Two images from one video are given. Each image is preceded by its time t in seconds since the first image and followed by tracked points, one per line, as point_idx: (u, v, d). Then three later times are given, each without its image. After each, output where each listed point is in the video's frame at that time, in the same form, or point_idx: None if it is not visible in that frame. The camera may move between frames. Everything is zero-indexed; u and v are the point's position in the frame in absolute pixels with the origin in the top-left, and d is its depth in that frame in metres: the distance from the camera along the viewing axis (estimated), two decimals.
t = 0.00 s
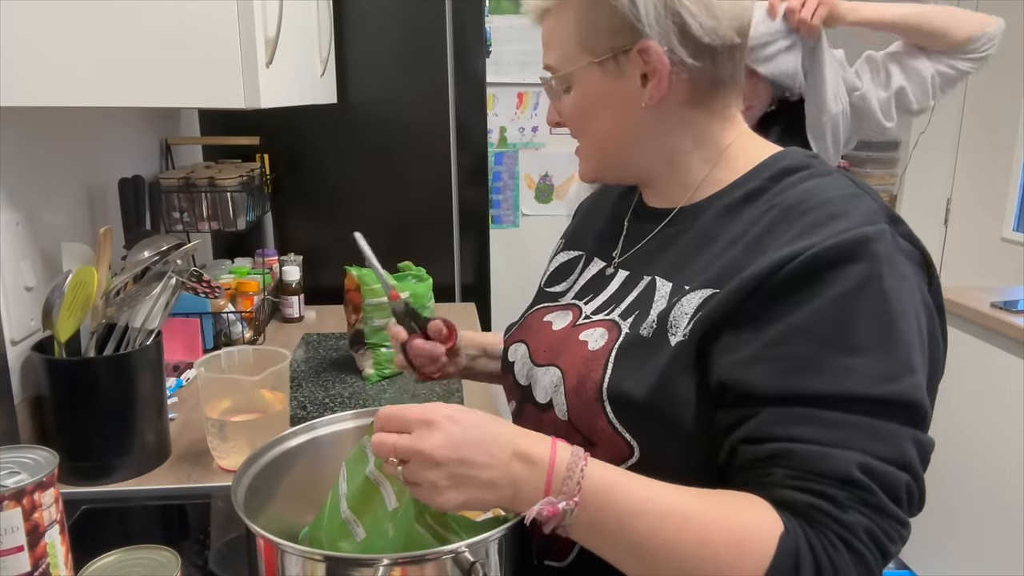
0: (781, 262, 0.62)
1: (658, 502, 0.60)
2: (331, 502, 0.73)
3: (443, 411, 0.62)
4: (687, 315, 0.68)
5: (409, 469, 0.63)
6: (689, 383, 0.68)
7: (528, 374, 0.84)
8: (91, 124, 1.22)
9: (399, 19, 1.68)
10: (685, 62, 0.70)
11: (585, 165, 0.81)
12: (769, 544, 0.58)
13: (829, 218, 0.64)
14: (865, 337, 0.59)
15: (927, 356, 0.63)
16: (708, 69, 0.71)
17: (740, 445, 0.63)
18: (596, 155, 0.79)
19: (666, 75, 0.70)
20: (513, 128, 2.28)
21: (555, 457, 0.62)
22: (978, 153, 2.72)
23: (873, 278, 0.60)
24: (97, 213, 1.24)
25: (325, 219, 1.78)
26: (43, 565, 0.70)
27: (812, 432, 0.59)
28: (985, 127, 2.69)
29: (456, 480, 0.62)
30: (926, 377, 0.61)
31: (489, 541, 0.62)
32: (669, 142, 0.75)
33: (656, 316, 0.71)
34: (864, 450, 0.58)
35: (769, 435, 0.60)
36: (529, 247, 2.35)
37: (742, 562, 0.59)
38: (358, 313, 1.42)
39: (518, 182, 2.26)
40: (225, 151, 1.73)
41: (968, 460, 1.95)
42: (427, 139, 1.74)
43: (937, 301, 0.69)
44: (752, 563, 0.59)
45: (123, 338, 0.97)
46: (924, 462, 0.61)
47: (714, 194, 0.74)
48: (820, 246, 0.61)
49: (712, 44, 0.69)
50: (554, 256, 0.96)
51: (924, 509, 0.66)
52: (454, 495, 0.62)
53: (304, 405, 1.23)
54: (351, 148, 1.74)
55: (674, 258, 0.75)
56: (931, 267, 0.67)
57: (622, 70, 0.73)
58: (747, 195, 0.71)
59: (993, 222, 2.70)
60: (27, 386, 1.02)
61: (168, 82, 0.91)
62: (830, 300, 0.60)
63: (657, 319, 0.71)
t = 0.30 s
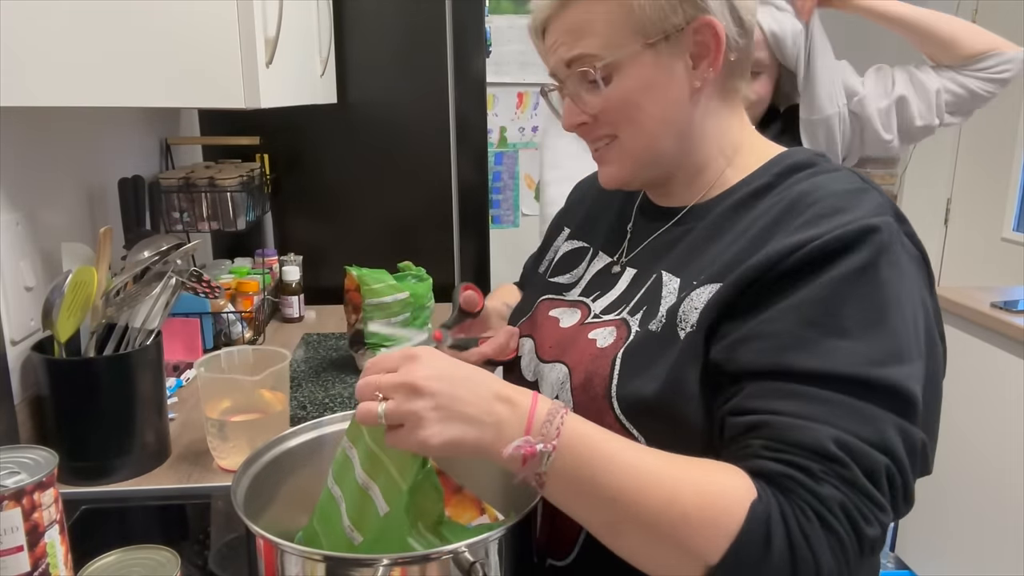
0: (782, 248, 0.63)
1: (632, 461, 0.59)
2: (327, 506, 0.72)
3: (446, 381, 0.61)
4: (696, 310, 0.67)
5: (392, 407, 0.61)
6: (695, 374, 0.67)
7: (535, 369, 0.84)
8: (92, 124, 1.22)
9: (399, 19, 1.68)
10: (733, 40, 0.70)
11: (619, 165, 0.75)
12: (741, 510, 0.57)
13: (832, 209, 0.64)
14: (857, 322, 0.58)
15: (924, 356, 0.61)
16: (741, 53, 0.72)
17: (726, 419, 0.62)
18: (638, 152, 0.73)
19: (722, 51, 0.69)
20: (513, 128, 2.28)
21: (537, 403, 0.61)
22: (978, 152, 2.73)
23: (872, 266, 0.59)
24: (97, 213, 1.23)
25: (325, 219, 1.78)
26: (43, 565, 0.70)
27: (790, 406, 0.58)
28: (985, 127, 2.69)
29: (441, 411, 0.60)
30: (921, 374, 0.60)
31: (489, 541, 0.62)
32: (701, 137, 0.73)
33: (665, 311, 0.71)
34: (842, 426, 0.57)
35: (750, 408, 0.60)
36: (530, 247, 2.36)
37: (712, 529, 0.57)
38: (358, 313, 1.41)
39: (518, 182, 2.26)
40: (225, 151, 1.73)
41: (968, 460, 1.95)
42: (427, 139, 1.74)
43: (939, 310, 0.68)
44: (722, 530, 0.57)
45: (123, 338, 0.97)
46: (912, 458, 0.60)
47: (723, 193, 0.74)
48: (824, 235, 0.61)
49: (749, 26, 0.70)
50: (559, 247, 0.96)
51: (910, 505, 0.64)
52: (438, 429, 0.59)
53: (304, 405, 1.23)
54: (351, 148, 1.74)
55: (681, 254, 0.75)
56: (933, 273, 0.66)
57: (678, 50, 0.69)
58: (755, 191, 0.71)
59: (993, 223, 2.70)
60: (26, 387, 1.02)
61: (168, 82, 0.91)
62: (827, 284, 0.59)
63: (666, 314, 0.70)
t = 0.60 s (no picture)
0: (777, 250, 0.63)
1: (636, 458, 0.59)
2: (327, 503, 0.72)
3: (449, 378, 0.60)
4: (695, 310, 0.67)
5: (404, 393, 0.61)
6: (693, 374, 0.67)
7: (534, 369, 0.84)
8: (91, 125, 1.22)
9: (399, 19, 1.68)
10: (732, 41, 0.69)
11: (617, 167, 0.75)
12: (738, 510, 0.57)
13: (828, 211, 0.64)
14: (850, 325, 0.58)
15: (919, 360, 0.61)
16: (741, 53, 0.71)
17: (722, 418, 0.62)
18: (636, 155, 0.73)
19: (721, 51, 0.69)
20: (513, 128, 2.29)
21: (545, 397, 0.61)
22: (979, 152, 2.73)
23: (866, 269, 0.59)
24: (97, 213, 1.24)
25: (325, 219, 1.78)
26: (43, 565, 0.70)
27: (784, 409, 0.58)
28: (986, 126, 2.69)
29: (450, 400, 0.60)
30: (916, 377, 0.60)
31: (489, 542, 0.62)
32: (701, 139, 0.74)
33: (664, 311, 0.71)
34: (834, 430, 0.57)
35: (743, 410, 0.60)
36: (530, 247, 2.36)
37: (709, 529, 0.57)
38: (358, 313, 1.41)
39: (518, 182, 2.27)
40: (226, 151, 1.73)
41: (967, 459, 1.95)
42: (427, 139, 1.74)
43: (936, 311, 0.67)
44: (719, 530, 0.57)
45: (123, 338, 0.97)
46: (904, 461, 0.60)
47: (720, 193, 0.74)
48: (819, 236, 0.61)
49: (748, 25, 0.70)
50: (558, 244, 0.95)
51: (903, 505, 0.64)
52: (450, 415, 0.59)
53: (304, 405, 1.23)
54: (351, 148, 1.74)
55: (678, 253, 0.75)
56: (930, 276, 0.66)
57: (675, 53, 0.68)
58: (751, 191, 0.71)
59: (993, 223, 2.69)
60: (26, 386, 1.02)
61: (167, 81, 0.91)
62: (821, 286, 0.59)
63: (664, 315, 0.70)
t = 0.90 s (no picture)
0: (782, 256, 0.62)
1: (658, 475, 0.58)
2: (332, 509, 0.72)
3: (463, 401, 0.60)
4: (690, 312, 0.68)
5: (417, 418, 0.62)
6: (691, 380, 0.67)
7: (529, 368, 0.84)
8: (91, 124, 1.22)
9: (399, 19, 1.68)
10: (697, 53, 0.68)
11: (598, 168, 0.77)
12: (772, 523, 0.57)
13: (829, 211, 0.64)
14: (864, 331, 0.58)
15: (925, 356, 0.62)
16: (717, 59, 0.70)
17: (740, 430, 0.61)
18: (611, 159, 0.75)
19: (680, 66, 0.68)
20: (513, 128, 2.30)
21: (566, 416, 0.61)
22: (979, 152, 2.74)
23: (874, 272, 0.59)
24: (97, 213, 1.24)
25: (325, 219, 1.78)
26: (43, 565, 0.70)
27: (810, 418, 0.57)
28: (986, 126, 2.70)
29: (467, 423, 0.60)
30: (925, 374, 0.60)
31: (489, 542, 0.62)
32: (681, 141, 0.73)
33: (660, 312, 0.71)
34: (862, 437, 0.57)
35: (765, 422, 0.59)
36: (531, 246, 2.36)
37: (741, 545, 0.57)
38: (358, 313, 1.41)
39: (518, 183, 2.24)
40: (226, 151, 1.73)
41: (968, 458, 1.95)
42: (427, 139, 1.74)
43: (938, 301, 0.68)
44: (752, 546, 0.57)
45: (123, 338, 0.97)
46: (924, 457, 0.60)
47: (716, 190, 0.74)
48: (821, 238, 0.61)
49: (720, 34, 0.68)
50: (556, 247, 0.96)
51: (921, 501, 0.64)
52: (468, 439, 0.59)
53: (304, 405, 1.23)
54: (351, 148, 1.74)
55: (675, 252, 0.75)
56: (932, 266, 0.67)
57: (634, 67, 0.70)
58: (746, 191, 0.71)
59: (994, 223, 2.69)
60: (27, 386, 1.02)
61: (167, 81, 0.91)
62: (830, 292, 0.59)
63: (660, 316, 0.71)
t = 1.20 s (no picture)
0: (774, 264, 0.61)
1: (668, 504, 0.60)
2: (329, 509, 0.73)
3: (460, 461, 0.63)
4: (669, 304, 0.69)
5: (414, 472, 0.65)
6: (660, 370, 0.69)
7: (529, 357, 0.84)
8: (91, 123, 1.22)
9: (399, 19, 1.68)
10: (676, 58, 0.67)
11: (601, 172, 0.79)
12: (783, 545, 0.58)
13: (821, 214, 0.63)
14: (861, 338, 0.58)
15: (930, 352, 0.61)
16: (704, 61, 0.68)
17: (747, 446, 0.61)
18: (610, 161, 0.77)
19: (660, 73, 0.68)
20: (513, 128, 2.32)
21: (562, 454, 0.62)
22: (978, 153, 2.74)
23: (866, 276, 0.58)
24: (97, 212, 1.23)
25: (325, 219, 1.78)
26: (43, 565, 0.70)
27: (819, 432, 0.57)
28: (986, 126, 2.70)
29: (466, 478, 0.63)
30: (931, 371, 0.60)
31: (489, 542, 0.62)
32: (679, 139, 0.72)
33: (642, 303, 0.72)
34: (871, 446, 0.57)
35: (769, 437, 0.59)
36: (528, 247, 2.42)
37: (753, 565, 0.58)
38: (358, 313, 1.41)
39: (518, 182, 2.35)
40: (225, 151, 1.73)
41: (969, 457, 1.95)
42: (427, 138, 1.74)
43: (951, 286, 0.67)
44: (762, 566, 0.58)
45: (123, 338, 0.97)
46: (936, 454, 0.60)
47: (713, 187, 0.73)
48: (808, 243, 0.61)
49: (699, 37, 0.66)
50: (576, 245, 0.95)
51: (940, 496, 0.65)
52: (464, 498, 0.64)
53: (304, 405, 1.23)
54: (351, 148, 1.74)
55: (670, 246, 0.74)
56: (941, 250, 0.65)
57: (617, 76, 0.71)
58: (745, 186, 0.70)
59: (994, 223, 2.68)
60: (27, 386, 1.02)
61: (167, 81, 0.91)
62: (821, 299, 0.58)
63: (641, 307, 0.71)
